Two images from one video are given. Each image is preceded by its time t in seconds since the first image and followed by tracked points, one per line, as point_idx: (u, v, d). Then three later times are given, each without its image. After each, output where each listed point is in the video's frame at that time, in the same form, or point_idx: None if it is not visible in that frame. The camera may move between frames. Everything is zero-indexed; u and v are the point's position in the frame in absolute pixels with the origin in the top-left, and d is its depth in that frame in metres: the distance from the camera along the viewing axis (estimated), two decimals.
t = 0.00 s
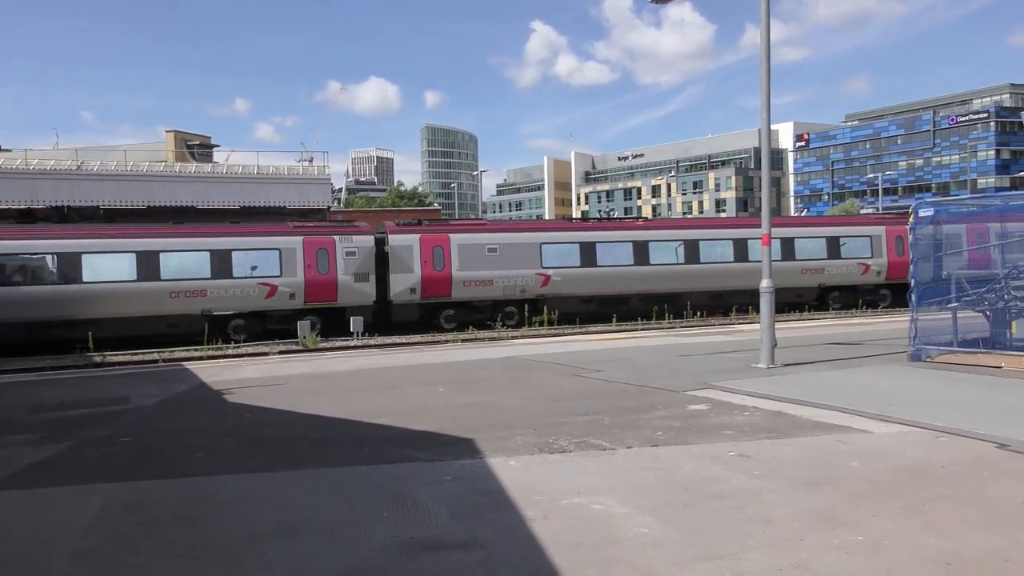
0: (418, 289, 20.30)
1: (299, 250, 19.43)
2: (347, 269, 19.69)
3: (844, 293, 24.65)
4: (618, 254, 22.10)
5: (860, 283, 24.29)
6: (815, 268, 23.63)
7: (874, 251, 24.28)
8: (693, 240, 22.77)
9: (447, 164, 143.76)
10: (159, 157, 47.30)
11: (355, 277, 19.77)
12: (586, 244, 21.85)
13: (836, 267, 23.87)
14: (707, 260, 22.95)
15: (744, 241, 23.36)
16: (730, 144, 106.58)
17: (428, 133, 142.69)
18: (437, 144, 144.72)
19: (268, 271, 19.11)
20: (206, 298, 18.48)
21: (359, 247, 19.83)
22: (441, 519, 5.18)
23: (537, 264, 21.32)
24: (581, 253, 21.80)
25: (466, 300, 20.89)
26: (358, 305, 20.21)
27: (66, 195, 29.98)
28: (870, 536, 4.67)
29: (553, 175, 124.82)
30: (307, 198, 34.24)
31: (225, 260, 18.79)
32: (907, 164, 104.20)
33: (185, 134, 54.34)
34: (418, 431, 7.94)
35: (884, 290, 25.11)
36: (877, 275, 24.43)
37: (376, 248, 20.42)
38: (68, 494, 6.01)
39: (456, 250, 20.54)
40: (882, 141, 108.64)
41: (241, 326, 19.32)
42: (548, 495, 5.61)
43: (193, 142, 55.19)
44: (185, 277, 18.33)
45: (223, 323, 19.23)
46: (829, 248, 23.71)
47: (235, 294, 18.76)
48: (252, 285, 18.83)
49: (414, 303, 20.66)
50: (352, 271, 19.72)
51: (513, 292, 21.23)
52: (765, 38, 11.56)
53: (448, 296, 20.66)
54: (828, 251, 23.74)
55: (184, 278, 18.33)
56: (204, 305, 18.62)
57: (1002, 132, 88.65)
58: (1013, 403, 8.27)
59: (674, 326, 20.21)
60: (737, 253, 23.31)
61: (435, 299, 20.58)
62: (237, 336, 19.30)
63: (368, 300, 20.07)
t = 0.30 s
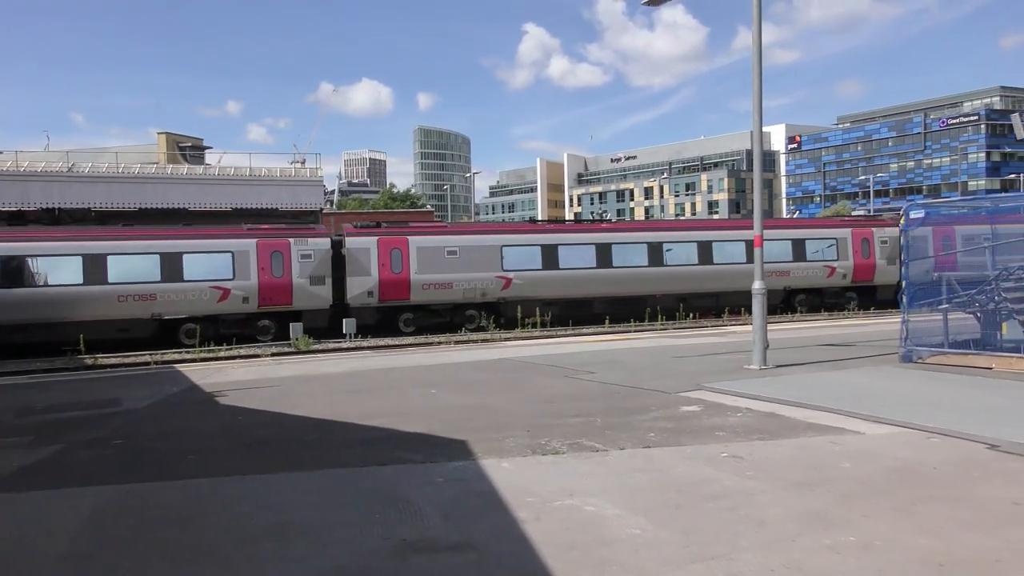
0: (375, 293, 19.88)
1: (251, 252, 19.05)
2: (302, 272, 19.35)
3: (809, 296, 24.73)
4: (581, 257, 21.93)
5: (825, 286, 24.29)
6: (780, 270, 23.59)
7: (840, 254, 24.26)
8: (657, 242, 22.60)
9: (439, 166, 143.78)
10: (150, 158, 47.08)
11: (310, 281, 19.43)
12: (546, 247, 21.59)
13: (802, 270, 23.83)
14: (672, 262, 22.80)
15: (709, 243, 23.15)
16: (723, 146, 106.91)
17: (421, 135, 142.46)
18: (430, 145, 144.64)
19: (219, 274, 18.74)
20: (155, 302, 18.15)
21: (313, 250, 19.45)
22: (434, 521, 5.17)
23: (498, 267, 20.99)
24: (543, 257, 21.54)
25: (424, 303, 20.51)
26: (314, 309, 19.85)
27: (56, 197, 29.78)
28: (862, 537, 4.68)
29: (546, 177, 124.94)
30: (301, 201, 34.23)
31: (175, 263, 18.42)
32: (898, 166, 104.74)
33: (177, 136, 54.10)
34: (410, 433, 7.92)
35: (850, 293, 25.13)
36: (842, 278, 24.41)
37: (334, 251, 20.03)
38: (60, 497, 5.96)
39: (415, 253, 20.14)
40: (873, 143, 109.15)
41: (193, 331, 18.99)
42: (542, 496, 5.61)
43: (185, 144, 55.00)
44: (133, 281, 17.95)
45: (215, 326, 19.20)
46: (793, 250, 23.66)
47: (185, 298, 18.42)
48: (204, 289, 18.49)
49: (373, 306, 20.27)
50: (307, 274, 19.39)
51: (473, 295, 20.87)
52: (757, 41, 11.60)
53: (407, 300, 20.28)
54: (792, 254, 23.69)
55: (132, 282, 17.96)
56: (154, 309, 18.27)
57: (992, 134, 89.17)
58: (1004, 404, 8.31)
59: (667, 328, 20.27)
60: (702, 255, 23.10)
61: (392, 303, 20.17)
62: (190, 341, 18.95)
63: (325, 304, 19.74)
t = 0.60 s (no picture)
0: (328, 293, 19.64)
1: (200, 251, 18.83)
2: (252, 272, 19.14)
3: (774, 296, 24.74)
4: (540, 256, 21.70)
5: (790, 285, 24.20)
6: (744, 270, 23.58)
7: (804, 252, 24.13)
8: (618, 241, 22.32)
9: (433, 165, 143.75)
10: (143, 157, 46.89)
11: (261, 281, 19.25)
12: (506, 247, 21.34)
13: (767, 269, 23.81)
14: (632, 262, 22.51)
15: (671, 241, 22.80)
16: (716, 144, 107.08)
17: (416, 134, 142.20)
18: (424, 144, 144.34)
19: (165, 274, 18.50)
20: (97, 303, 17.87)
21: (264, 250, 19.28)
22: (428, 520, 5.16)
23: (454, 266, 20.72)
24: (501, 256, 21.29)
25: (379, 303, 20.26)
26: (264, 310, 19.63)
27: (48, 195, 29.70)
28: (855, 535, 4.69)
29: (540, 176, 124.96)
30: (294, 200, 34.11)
31: (120, 263, 18.15)
32: (892, 165, 105.01)
33: (169, 134, 53.92)
34: (403, 432, 7.90)
35: (815, 293, 25.03)
36: (807, 277, 24.30)
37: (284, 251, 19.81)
38: (52, 496, 5.94)
39: (369, 252, 19.86)
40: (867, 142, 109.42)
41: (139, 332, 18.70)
42: (535, 495, 5.60)
43: (178, 143, 54.84)
44: (74, 281, 17.66)
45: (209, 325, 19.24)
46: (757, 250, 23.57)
47: (130, 299, 18.15)
48: (149, 290, 18.24)
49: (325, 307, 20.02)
50: (257, 274, 19.18)
51: (430, 295, 20.59)
52: (750, 39, 11.62)
53: (361, 300, 20.02)
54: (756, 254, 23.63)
55: (73, 282, 17.67)
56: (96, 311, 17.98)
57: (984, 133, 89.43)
58: (995, 403, 8.33)
59: (661, 326, 20.32)
60: (663, 253, 22.78)
61: (346, 303, 19.93)
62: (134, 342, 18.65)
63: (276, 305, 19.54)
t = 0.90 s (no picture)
0: (284, 295, 19.33)
1: (151, 253, 18.50)
2: (205, 274, 18.83)
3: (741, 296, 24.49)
4: (503, 257, 21.45)
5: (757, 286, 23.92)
6: (709, 270, 23.50)
7: (772, 254, 23.89)
8: (582, 242, 22.19)
9: (428, 165, 143.68)
10: (137, 157, 46.77)
11: (215, 283, 18.93)
12: (467, 248, 21.05)
13: (732, 270, 23.75)
14: (597, 263, 22.32)
15: (635, 243, 22.66)
16: (711, 144, 107.26)
17: (410, 134, 142.07)
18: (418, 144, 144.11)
19: (115, 276, 18.17)
20: (45, 306, 17.53)
21: (218, 251, 18.99)
22: (421, 520, 5.15)
23: (414, 267, 20.44)
24: (463, 257, 21.01)
25: (337, 305, 19.97)
26: (218, 312, 19.29)
27: (41, 195, 29.57)
28: (848, 534, 4.70)
29: (535, 176, 125.00)
30: (288, 200, 34.01)
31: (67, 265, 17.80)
32: (885, 165, 105.34)
33: (163, 134, 53.79)
34: (396, 432, 7.88)
35: (782, 294, 24.90)
36: (774, 278, 24.11)
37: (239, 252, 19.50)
38: (44, 497, 5.91)
39: (326, 253, 19.59)
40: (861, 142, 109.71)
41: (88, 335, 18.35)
42: (529, 495, 5.60)
43: (172, 142, 54.66)
44: (20, 284, 17.33)
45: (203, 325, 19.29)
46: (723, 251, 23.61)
47: (79, 301, 17.83)
48: (99, 291, 17.92)
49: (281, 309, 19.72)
50: (210, 275, 18.86)
51: (389, 297, 20.31)
52: (744, 40, 11.64)
53: (318, 302, 19.72)
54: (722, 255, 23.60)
55: (19, 285, 17.33)
56: (42, 314, 17.63)
57: (977, 133, 89.79)
58: (989, 402, 8.36)
59: (655, 326, 20.37)
60: (629, 254, 22.63)
61: (303, 304, 19.61)
62: (83, 345, 18.30)
63: (231, 307, 19.23)
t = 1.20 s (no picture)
0: (235, 298, 18.83)
1: (95, 256, 17.78)
2: (152, 277, 18.14)
3: (706, 299, 24.25)
4: (462, 260, 20.99)
5: (721, 289, 23.88)
6: (673, 273, 23.27)
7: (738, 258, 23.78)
8: (543, 245, 21.85)
9: (423, 167, 143.65)
10: (132, 159, 46.69)
11: (163, 286, 18.23)
12: (425, 251, 20.55)
13: (697, 273, 23.47)
14: (558, 266, 22.01)
15: (598, 245, 22.42)
16: (706, 147, 107.46)
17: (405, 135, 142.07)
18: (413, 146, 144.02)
19: (58, 279, 17.45)
20: None
21: (167, 254, 18.30)
22: (416, 523, 5.14)
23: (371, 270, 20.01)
24: (421, 260, 20.51)
25: (291, 309, 19.50)
26: (167, 317, 18.57)
27: (35, 197, 29.34)
28: (842, 536, 4.71)
29: (530, 178, 125.05)
30: (283, 202, 34.01)
31: (8, 267, 17.13)
32: (879, 168, 105.69)
33: (158, 136, 53.68)
34: (390, 435, 7.87)
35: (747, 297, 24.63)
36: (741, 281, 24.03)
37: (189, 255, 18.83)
38: (39, 499, 5.89)
39: (279, 256, 19.13)
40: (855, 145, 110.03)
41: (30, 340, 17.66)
42: (524, 497, 5.60)
43: (166, 144, 54.55)
44: None
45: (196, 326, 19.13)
46: (687, 253, 23.35)
47: (20, 304, 17.13)
48: (40, 295, 17.20)
49: (233, 313, 19.14)
50: (158, 279, 18.18)
51: (345, 301, 19.88)
52: (739, 42, 11.67)
53: (270, 306, 19.23)
54: (687, 257, 23.37)
55: None
56: None
57: (971, 137, 90.21)
58: (982, 404, 8.38)
59: (651, 329, 20.42)
60: (591, 258, 22.39)
61: (257, 308, 19.13)
62: (24, 351, 17.62)
63: (180, 311, 18.51)
